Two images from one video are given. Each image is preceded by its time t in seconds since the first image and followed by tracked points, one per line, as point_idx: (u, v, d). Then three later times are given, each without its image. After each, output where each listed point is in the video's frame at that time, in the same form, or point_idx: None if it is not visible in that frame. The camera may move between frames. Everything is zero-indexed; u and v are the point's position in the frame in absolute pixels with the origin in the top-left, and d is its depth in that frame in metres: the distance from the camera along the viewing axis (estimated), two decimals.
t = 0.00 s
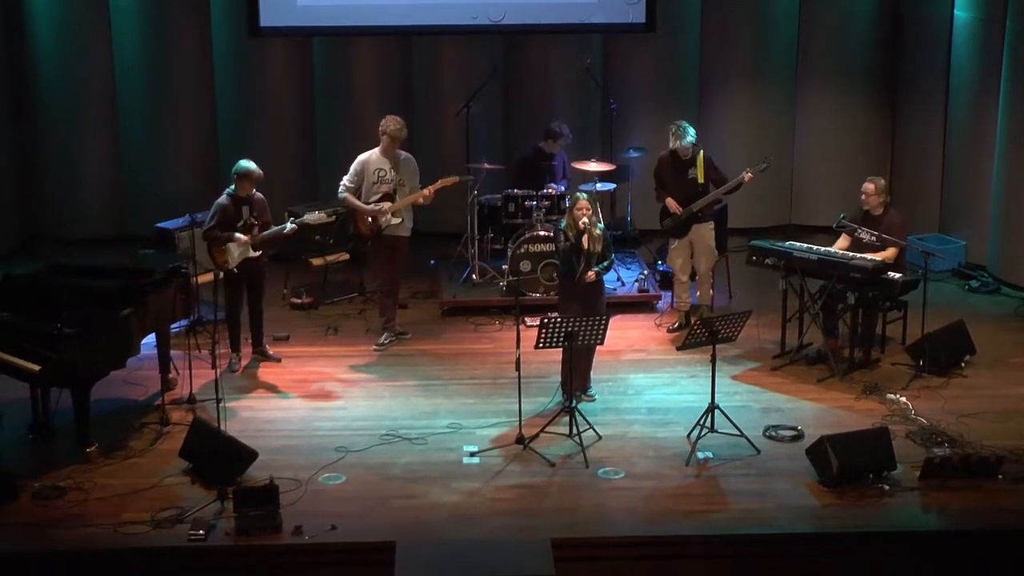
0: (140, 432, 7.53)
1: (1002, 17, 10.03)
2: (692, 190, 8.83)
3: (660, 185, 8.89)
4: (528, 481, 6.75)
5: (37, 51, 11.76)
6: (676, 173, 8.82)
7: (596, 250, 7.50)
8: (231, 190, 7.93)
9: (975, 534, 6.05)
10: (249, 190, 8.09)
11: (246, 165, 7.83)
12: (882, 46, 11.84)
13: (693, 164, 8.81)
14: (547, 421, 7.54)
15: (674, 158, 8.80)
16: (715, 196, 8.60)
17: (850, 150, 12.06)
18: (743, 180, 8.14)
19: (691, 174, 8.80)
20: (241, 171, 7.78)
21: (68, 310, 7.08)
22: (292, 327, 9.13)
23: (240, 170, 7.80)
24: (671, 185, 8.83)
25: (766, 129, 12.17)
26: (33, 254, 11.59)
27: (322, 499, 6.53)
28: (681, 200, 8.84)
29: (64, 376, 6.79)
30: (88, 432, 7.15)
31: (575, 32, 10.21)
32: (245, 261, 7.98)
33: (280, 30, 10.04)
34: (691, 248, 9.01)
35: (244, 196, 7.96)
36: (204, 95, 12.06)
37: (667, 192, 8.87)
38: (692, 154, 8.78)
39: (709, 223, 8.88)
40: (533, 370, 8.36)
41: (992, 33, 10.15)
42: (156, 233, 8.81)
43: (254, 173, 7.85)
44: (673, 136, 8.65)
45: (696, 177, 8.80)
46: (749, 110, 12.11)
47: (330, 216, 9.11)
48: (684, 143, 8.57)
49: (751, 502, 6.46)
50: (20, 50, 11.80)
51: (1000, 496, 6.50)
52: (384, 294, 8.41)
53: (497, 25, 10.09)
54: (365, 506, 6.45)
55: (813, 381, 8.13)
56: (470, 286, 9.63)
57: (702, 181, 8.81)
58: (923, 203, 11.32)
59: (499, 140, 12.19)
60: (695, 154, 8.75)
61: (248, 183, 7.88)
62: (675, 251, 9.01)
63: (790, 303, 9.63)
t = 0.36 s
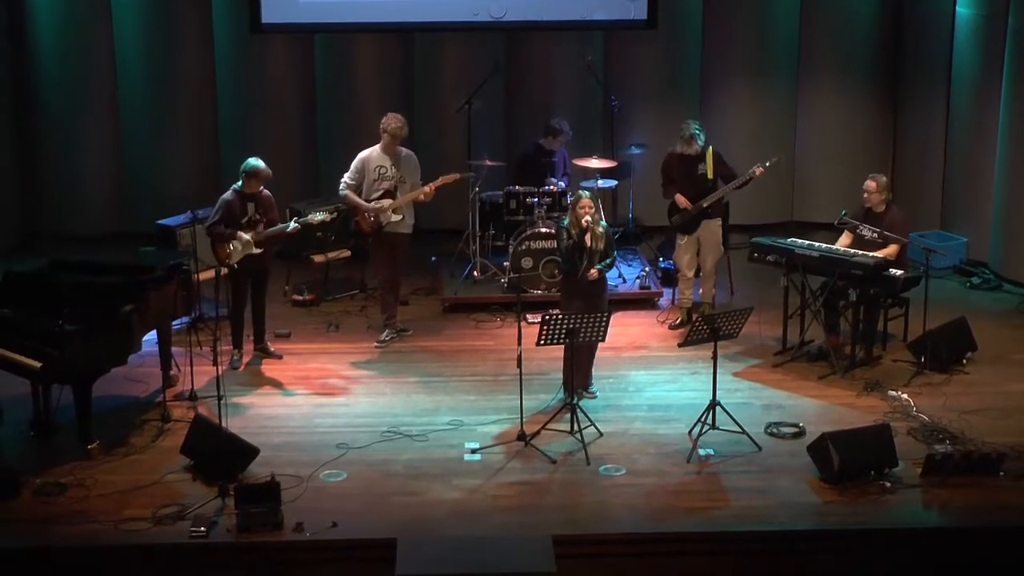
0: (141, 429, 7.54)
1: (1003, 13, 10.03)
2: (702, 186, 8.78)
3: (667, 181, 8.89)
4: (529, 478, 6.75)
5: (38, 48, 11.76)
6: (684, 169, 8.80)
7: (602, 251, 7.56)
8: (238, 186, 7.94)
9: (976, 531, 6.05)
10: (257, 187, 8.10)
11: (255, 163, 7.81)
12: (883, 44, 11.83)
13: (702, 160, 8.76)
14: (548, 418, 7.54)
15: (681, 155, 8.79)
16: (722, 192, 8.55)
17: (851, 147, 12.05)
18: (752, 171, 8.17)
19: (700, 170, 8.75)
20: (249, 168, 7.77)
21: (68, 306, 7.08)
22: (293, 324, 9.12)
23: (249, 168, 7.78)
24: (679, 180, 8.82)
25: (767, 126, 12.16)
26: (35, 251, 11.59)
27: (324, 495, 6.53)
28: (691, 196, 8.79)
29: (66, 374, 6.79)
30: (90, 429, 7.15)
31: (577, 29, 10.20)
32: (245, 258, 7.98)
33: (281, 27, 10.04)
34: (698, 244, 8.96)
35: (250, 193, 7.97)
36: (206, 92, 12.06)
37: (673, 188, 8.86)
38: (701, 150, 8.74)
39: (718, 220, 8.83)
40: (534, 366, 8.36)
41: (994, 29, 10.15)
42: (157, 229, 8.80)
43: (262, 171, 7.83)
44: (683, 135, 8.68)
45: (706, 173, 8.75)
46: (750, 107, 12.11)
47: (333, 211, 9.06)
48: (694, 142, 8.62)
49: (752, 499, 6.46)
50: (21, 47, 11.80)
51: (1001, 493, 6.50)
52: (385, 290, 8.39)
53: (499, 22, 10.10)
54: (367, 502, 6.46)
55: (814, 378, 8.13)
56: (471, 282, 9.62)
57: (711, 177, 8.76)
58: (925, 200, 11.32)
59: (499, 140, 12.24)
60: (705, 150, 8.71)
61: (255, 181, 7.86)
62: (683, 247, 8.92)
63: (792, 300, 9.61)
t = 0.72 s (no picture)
0: (142, 427, 7.54)
1: (1004, 12, 10.03)
2: (708, 184, 8.77)
3: (674, 178, 8.88)
4: (529, 476, 6.76)
5: (39, 47, 11.77)
6: (690, 167, 8.78)
7: (602, 248, 7.54)
8: (237, 184, 7.95)
9: (975, 529, 6.06)
10: (258, 185, 8.07)
11: (253, 163, 7.81)
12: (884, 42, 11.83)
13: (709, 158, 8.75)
14: (548, 416, 7.54)
15: (688, 153, 8.77)
16: (728, 191, 8.53)
17: (852, 145, 12.04)
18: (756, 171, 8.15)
19: (707, 167, 8.73)
20: (248, 168, 7.76)
21: (69, 305, 7.10)
22: (293, 322, 9.11)
23: (248, 167, 7.79)
24: (685, 177, 8.81)
25: (767, 125, 12.15)
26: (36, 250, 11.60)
27: (324, 494, 6.54)
28: (696, 194, 8.78)
29: (66, 372, 6.80)
30: (90, 427, 7.16)
31: (578, 27, 10.20)
32: (244, 257, 7.98)
33: (282, 26, 10.04)
34: (700, 240, 8.94)
35: (250, 191, 7.96)
36: (206, 91, 12.05)
37: (676, 185, 8.87)
38: (709, 149, 8.72)
39: (722, 217, 8.81)
40: (534, 365, 8.35)
41: (994, 28, 10.16)
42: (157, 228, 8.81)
43: (262, 170, 7.84)
44: (691, 134, 8.67)
45: (712, 170, 8.74)
46: (751, 106, 12.09)
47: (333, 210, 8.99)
48: (702, 141, 8.61)
49: (751, 497, 6.46)
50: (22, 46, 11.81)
51: (1001, 492, 6.49)
52: (385, 289, 8.38)
53: (499, 20, 10.09)
54: (367, 501, 6.46)
55: (815, 376, 8.13)
56: (471, 281, 9.60)
57: (717, 175, 8.76)
58: (925, 199, 11.32)
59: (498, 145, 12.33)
60: (713, 149, 8.71)
61: (255, 180, 7.86)
62: (686, 241, 8.90)
63: (792, 298, 9.60)
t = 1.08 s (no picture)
0: (144, 426, 7.55)
1: (1006, 11, 10.02)
2: (710, 184, 8.77)
3: (678, 177, 8.86)
4: (531, 475, 6.75)
5: (39, 46, 11.76)
6: (694, 167, 8.78)
7: (601, 248, 7.51)
8: (230, 186, 7.96)
9: (979, 529, 6.06)
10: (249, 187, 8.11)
11: (244, 163, 7.84)
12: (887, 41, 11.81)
13: (714, 158, 8.76)
14: (551, 415, 7.54)
15: (692, 153, 8.77)
16: (732, 190, 8.55)
17: (855, 144, 12.02)
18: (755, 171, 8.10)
19: (711, 167, 8.74)
20: (239, 168, 7.80)
21: (71, 304, 7.10)
22: (295, 321, 9.09)
23: (238, 168, 7.82)
24: (689, 177, 8.81)
25: (768, 124, 12.14)
26: (37, 249, 11.59)
27: (327, 493, 6.54)
28: (698, 193, 8.78)
29: (68, 372, 6.78)
30: (92, 426, 7.16)
31: (579, 26, 10.19)
32: (244, 256, 7.97)
33: (284, 25, 10.04)
34: (703, 240, 8.93)
35: (243, 192, 7.97)
36: (207, 90, 12.04)
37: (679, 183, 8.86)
38: (713, 149, 8.73)
39: (725, 218, 8.83)
40: (536, 364, 8.34)
41: (997, 27, 10.14)
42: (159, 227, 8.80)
43: (252, 170, 7.86)
44: (694, 133, 8.61)
45: (716, 170, 8.75)
46: (752, 105, 12.08)
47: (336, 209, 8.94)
48: (705, 139, 8.55)
49: (754, 497, 6.46)
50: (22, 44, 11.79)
51: (1003, 492, 6.49)
52: (387, 288, 8.35)
53: (501, 19, 10.08)
54: (369, 500, 6.46)
55: (817, 375, 8.12)
56: (473, 281, 9.57)
57: (721, 175, 8.77)
58: (927, 198, 11.31)
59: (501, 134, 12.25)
60: (717, 148, 8.71)
61: (246, 181, 7.90)
62: (689, 239, 8.89)
63: (795, 298, 9.58)
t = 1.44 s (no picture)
0: (145, 425, 7.55)
1: (1008, 10, 10.02)
2: (712, 183, 8.77)
3: (680, 176, 8.90)
4: (533, 474, 6.75)
5: (40, 46, 11.76)
6: (696, 166, 8.79)
7: (602, 247, 7.50)
8: (226, 187, 7.97)
9: (979, 529, 6.05)
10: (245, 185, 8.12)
11: (238, 162, 7.81)
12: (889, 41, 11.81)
13: (716, 157, 8.75)
14: (552, 414, 7.55)
15: (693, 152, 8.78)
16: (734, 190, 8.54)
17: (857, 143, 12.00)
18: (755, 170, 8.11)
19: (713, 167, 8.73)
20: (233, 168, 7.77)
21: (73, 303, 7.10)
22: (296, 319, 9.06)
23: (232, 167, 7.79)
24: (692, 176, 8.82)
25: (769, 123, 12.14)
26: (39, 248, 11.60)
27: (329, 491, 6.55)
28: (700, 192, 8.78)
29: (70, 370, 6.79)
30: (94, 425, 7.16)
31: (581, 25, 10.19)
32: (245, 255, 7.98)
33: (285, 24, 10.05)
34: (705, 239, 8.92)
35: (239, 192, 7.99)
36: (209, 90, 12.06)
37: (681, 182, 8.89)
38: (715, 148, 8.72)
39: (727, 217, 8.78)
40: (538, 363, 8.33)
41: (998, 27, 10.14)
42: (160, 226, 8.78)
43: (246, 168, 7.84)
44: (697, 131, 8.63)
45: (718, 169, 8.73)
46: (753, 104, 12.08)
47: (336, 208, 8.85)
48: (707, 138, 8.57)
49: (755, 496, 6.46)
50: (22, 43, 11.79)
51: (1005, 490, 6.49)
52: (388, 287, 8.30)
53: (502, 18, 10.08)
54: (369, 498, 6.47)
55: (819, 374, 8.10)
56: (474, 279, 9.53)
57: (723, 174, 8.75)
58: (929, 197, 11.30)
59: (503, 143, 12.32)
60: (718, 147, 8.70)
61: (241, 180, 7.86)
62: (692, 238, 8.88)
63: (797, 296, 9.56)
